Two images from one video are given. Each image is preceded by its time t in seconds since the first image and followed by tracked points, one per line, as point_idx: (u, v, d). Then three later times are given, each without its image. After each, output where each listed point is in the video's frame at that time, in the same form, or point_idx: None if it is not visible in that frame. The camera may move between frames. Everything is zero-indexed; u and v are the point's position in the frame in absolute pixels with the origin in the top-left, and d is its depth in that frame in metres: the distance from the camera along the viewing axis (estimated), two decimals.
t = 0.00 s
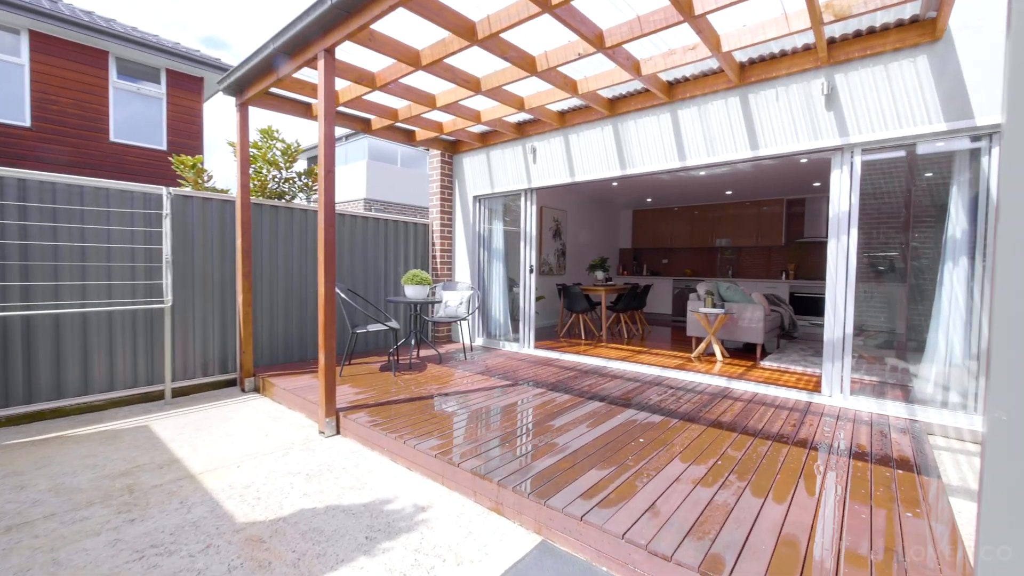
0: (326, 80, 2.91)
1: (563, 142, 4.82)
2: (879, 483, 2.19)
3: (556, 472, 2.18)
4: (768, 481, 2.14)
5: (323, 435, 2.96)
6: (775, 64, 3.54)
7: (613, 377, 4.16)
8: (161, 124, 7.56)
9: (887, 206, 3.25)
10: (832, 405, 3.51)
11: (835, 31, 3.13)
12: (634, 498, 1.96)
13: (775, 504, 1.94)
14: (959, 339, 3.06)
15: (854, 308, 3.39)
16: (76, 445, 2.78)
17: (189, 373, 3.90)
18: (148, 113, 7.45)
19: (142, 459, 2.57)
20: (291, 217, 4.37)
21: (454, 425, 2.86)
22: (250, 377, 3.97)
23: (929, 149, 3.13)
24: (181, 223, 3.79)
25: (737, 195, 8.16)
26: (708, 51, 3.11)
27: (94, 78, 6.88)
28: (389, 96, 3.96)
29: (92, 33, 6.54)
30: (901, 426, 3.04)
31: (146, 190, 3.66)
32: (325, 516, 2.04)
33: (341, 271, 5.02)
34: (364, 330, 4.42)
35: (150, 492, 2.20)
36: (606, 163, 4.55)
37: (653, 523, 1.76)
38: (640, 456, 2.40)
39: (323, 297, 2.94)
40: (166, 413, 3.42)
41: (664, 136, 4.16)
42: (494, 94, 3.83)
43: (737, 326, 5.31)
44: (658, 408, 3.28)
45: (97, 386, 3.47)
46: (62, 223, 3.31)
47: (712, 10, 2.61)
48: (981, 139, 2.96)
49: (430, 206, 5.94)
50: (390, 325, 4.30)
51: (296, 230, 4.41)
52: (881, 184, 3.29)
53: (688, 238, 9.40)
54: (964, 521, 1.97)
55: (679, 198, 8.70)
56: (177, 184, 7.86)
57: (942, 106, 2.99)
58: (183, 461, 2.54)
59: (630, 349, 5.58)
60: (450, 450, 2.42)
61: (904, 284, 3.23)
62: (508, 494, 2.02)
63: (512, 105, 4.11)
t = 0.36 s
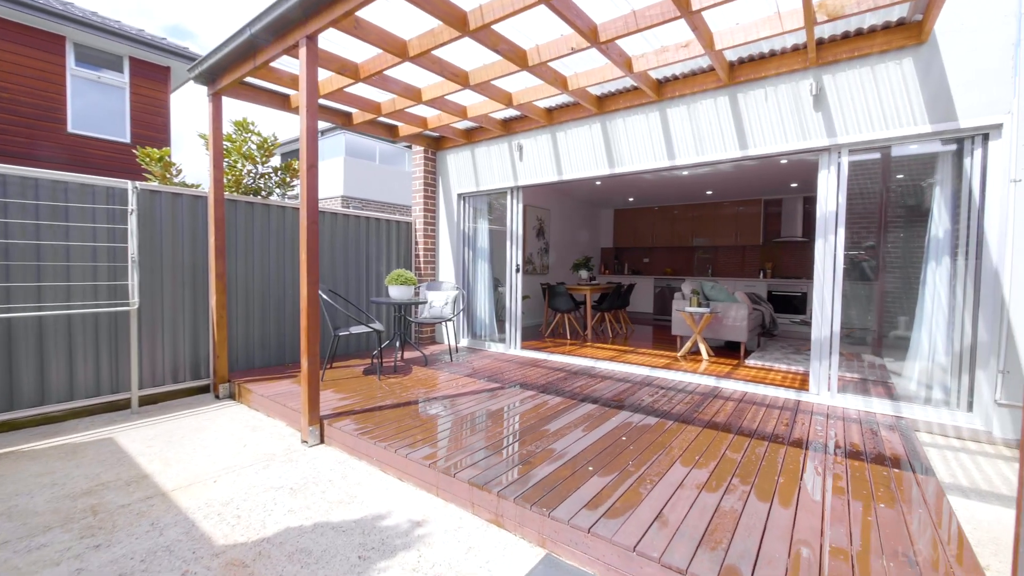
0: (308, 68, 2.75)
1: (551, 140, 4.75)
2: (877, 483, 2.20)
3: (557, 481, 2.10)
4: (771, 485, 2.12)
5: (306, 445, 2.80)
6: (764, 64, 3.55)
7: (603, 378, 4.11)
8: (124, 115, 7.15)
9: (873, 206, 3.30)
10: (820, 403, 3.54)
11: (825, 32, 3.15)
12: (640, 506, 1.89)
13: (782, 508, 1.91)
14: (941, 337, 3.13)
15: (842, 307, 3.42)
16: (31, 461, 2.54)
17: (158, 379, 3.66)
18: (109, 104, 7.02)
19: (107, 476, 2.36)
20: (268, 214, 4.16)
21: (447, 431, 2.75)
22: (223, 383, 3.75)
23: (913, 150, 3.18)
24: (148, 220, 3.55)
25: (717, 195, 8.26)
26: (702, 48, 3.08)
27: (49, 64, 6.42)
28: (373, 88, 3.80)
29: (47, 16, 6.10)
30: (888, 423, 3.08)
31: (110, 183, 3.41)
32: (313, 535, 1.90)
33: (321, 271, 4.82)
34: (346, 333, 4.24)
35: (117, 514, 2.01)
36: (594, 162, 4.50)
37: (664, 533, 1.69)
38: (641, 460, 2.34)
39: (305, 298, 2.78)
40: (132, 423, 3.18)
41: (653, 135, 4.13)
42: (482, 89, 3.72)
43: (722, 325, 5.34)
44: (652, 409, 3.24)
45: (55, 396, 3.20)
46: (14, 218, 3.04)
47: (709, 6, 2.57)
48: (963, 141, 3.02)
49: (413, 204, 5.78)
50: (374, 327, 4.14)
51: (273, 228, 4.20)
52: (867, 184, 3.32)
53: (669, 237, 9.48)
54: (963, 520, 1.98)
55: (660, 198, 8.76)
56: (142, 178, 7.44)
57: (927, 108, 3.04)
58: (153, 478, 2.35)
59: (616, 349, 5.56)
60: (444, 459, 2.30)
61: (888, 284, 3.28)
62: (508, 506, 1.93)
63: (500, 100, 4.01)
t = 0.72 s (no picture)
0: (292, 56, 2.60)
1: (540, 138, 4.68)
2: (879, 483, 2.19)
3: (561, 488, 2.02)
4: (778, 488, 2.09)
5: (291, 455, 2.65)
6: (756, 64, 3.55)
7: (595, 379, 4.06)
8: (87, 106, 6.77)
9: (862, 207, 3.33)
10: (810, 402, 3.57)
11: (818, 32, 3.16)
12: (649, 514, 1.83)
13: (790, 513, 1.88)
14: (929, 336, 3.18)
15: (832, 307, 3.45)
16: None
17: (128, 386, 3.43)
18: (72, 95, 6.63)
19: (72, 494, 2.17)
20: (246, 211, 3.96)
21: (441, 437, 2.64)
22: (199, 390, 3.55)
23: (903, 152, 3.21)
24: (116, 217, 3.32)
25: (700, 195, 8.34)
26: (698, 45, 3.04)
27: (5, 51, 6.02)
28: (359, 81, 3.65)
29: None
30: (879, 421, 3.11)
31: (74, 176, 3.18)
32: (305, 554, 1.78)
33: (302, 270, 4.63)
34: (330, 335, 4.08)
35: (85, 537, 1.84)
36: (585, 160, 4.44)
37: (677, 543, 1.64)
38: (644, 465, 2.29)
39: (290, 300, 2.63)
40: (100, 434, 2.97)
41: (645, 133, 4.10)
42: (473, 84, 3.62)
43: (709, 325, 5.37)
44: (648, 411, 3.20)
45: (13, 406, 2.96)
46: None
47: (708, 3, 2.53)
48: (949, 143, 3.08)
49: (398, 202, 5.63)
50: (359, 329, 3.99)
51: (251, 225, 4.00)
52: (856, 185, 3.36)
53: (652, 237, 9.53)
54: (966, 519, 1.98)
55: (644, 198, 8.80)
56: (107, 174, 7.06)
57: (915, 110, 3.08)
58: (125, 495, 2.17)
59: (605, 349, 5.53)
60: (441, 468, 2.20)
61: (876, 283, 3.32)
62: (512, 517, 1.85)
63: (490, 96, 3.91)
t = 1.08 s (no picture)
0: (279, 43, 2.45)
1: (531, 135, 4.61)
2: (883, 483, 2.19)
3: (569, 496, 1.95)
4: (786, 491, 2.06)
5: (279, 464, 2.51)
6: (750, 63, 3.55)
7: (589, 380, 4.01)
8: (50, 97, 6.38)
9: (855, 207, 3.36)
10: (803, 400, 3.59)
11: (814, 32, 3.17)
12: (662, 521, 1.78)
13: (803, 516, 1.85)
14: (918, 335, 3.23)
15: (825, 306, 3.47)
16: None
17: (98, 394, 3.22)
18: (32, 84, 6.24)
19: (39, 514, 1.99)
20: (226, 208, 3.77)
21: (438, 443, 2.54)
22: (176, 396, 3.36)
23: (895, 153, 3.25)
24: (86, 213, 3.11)
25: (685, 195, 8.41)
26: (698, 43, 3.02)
27: None
28: (346, 73, 3.52)
29: None
30: (873, 419, 3.14)
31: (39, 169, 2.96)
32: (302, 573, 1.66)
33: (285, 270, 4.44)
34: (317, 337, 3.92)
35: (56, 560, 1.68)
36: (577, 158, 4.39)
37: (694, 552, 1.58)
38: (649, 469, 2.24)
39: (279, 301, 2.49)
40: (68, 446, 2.76)
41: (638, 132, 4.07)
42: (466, 78, 3.53)
43: (698, 324, 5.38)
44: (647, 412, 3.16)
45: None
46: None
47: None
48: (939, 145, 3.13)
49: (384, 200, 5.48)
50: (347, 331, 3.85)
51: (232, 223, 3.82)
52: (848, 186, 3.39)
53: (637, 237, 9.57)
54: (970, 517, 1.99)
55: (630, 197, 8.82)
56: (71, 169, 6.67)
57: (906, 111, 3.12)
58: (98, 512, 2.01)
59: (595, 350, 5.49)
60: (442, 476, 2.10)
61: (867, 283, 3.36)
62: (521, 527, 1.77)
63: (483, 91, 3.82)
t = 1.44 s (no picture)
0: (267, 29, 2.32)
1: (524, 133, 4.54)
2: (888, 482, 2.18)
3: (578, 502, 1.88)
4: (795, 493, 2.03)
5: (268, 475, 2.38)
6: (745, 63, 3.56)
7: (585, 382, 3.95)
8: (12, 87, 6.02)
9: (848, 207, 3.39)
10: (797, 399, 3.61)
11: (810, 32, 3.17)
12: (676, 527, 1.72)
13: (815, 519, 1.82)
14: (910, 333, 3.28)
15: (819, 305, 3.49)
16: None
17: (68, 402, 3.02)
18: None
19: (5, 535, 1.83)
20: (207, 204, 3.59)
21: (437, 449, 2.45)
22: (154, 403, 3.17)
23: (887, 153, 3.29)
24: (54, 210, 2.92)
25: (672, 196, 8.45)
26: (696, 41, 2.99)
27: None
28: (335, 65, 3.39)
29: None
30: (867, 418, 3.16)
31: (2, 162, 2.76)
32: None
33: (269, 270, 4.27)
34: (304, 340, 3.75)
35: None
36: (571, 156, 4.34)
37: (713, 559, 1.53)
38: (656, 472, 2.18)
39: (267, 303, 2.35)
40: (35, 459, 2.57)
41: (632, 131, 4.03)
42: (459, 73, 3.44)
43: (689, 324, 5.39)
44: (646, 413, 3.12)
45: None
46: None
47: None
48: (930, 146, 3.18)
49: (371, 198, 5.33)
50: (336, 333, 3.70)
51: (212, 220, 3.64)
52: (842, 186, 3.41)
53: (624, 237, 9.59)
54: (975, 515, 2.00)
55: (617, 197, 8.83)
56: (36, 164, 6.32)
57: (898, 112, 3.15)
58: (71, 532, 1.86)
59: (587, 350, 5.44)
60: (444, 485, 2.01)
61: (857, 283, 3.40)
62: (530, 537, 1.69)
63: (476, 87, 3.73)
